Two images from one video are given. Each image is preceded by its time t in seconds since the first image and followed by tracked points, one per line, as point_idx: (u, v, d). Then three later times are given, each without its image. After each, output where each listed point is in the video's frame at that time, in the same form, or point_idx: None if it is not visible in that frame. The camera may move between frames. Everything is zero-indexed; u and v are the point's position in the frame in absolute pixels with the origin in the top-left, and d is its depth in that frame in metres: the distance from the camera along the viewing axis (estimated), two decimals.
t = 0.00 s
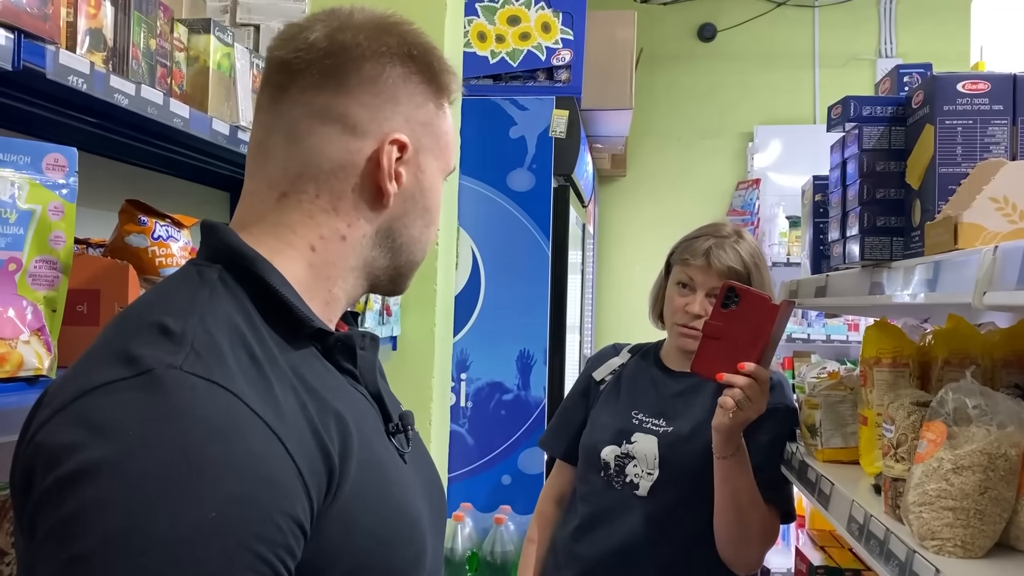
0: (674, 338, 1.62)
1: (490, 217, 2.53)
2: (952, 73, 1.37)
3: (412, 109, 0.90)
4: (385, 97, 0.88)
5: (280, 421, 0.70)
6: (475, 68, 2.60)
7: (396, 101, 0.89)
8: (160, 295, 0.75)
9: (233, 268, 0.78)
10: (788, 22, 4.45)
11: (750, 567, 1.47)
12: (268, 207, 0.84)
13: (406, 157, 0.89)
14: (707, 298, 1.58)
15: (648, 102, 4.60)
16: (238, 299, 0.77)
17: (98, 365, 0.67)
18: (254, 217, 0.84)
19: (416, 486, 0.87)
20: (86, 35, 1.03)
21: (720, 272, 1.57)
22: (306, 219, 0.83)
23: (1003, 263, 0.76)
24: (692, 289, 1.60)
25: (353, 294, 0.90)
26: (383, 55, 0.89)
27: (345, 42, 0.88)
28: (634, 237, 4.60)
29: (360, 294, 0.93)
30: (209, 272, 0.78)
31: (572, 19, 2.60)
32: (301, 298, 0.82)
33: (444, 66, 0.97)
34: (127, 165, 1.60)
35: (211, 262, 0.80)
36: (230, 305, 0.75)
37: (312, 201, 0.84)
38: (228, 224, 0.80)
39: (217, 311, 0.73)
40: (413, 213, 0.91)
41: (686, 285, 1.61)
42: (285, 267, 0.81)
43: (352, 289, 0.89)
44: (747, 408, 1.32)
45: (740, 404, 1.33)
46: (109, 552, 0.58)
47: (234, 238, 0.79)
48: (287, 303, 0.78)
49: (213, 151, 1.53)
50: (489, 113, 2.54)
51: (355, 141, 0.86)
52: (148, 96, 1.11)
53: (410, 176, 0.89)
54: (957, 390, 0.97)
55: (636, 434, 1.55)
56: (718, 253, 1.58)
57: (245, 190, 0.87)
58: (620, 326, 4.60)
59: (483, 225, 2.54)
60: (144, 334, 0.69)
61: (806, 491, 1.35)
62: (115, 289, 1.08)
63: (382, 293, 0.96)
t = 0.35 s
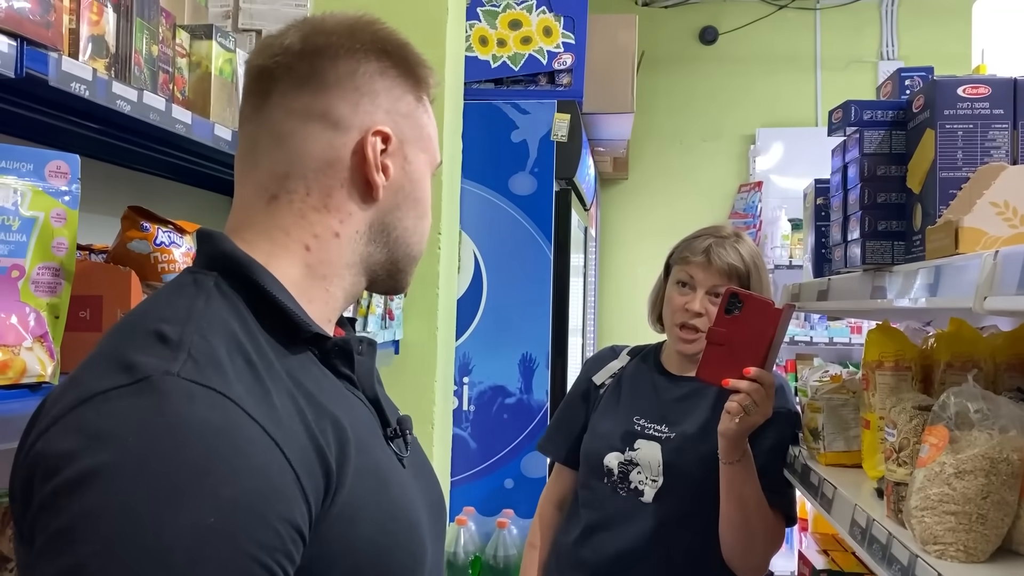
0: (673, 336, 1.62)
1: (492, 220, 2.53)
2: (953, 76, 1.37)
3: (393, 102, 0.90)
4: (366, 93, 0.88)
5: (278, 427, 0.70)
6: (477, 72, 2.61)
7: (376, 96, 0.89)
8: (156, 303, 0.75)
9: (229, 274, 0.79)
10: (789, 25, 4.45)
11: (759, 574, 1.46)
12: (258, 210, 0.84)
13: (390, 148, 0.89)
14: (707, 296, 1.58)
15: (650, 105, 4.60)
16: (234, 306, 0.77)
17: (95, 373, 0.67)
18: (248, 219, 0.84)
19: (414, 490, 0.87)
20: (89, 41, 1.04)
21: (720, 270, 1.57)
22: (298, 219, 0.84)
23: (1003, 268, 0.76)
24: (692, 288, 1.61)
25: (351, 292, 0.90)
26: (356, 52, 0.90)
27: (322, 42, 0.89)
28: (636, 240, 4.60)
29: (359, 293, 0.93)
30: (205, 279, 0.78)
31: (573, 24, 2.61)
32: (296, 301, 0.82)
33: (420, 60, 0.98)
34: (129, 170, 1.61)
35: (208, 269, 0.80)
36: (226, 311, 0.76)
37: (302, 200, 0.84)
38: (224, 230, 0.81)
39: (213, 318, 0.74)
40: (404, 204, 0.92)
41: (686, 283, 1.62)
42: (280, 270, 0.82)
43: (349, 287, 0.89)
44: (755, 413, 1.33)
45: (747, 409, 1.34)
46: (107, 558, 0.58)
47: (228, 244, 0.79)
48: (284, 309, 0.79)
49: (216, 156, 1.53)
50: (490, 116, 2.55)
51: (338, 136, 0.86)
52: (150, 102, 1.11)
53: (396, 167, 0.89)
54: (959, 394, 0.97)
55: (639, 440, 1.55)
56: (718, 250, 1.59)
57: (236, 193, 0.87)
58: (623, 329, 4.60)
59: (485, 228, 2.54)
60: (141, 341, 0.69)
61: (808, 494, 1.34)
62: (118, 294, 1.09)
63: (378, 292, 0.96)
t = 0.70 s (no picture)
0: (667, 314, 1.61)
1: (494, 225, 2.54)
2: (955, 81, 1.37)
3: (382, 106, 0.91)
4: (354, 98, 0.89)
5: (269, 435, 0.70)
6: (479, 77, 2.61)
7: (365, 101, 0.89)
8: (150, 312, 0.76)
9: (225, 284, 0.80)
10: (791, 28, 4.45)
11: None
12: (251, 218, 0.85)
13: (379, 151, 0.89)
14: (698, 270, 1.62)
15: (652, 108, 4.60)
16: (228, 314, 0.77)
17: (88, 382, 0.68)
18: (244, 227, 0.85)
19: (409, 496, 0.87)
20: (91, 50, 1.04)
21: (711, 244, 1.65)
22: (290, 226, 0.84)
23: (1003, 274, 0.76)
24: (683, 266, 1.65)
25: (346, 298, 0.90)
26: (346, 58, 0.91)
27: (310, 49, 0.90)
28: (639, 243, 4.60)
29: (356, 299, 0.93)
30: (199, 288, 0.79)
31: (574, 28, 2.61)
32: (290, 308, 0.83)
33: (408, 62, 0.98)
34: (132, 176, 1.62)
35: (203, 278, 0.81)
36: (219, 320, 0.76)
37: (292, 206, 0.84)
38: (219, 239, 0.81)
39: (205, 326, 0.74)
40: (396, 206, 0.91)
41: (677, 262, 1.66)
42: (274, 278, 0.83)
43: (343, 292, 0.89)
44: (755, 422, 1.32)
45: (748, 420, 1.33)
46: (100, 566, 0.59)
47: (225, 254, 0.80)
48: (277, 317, 0.79)
49: (219, 162, 1.54)
50: (491, 121, 2.55)
51: (325, 141, 0.86)
52: (153, 110, 1.12)
53: (387, 170, 0.89)
54: (960, 399, 0.99)
55: (640, 452, 1.54)
56: (710, 231, 1.67)
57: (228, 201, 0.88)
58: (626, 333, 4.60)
59: (486, 233, 2.54)
60: (134, 350, 0.70)
61: (810, 499, 1.34)
62: (121, 301, 1.09)
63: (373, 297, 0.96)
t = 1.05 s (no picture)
0: (643, 316, 1.63)
1: (496, 229, 2.55)
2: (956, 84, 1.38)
3: (375, 111, 0.91)
4: (346, 103, 0.89)
5: (274, 435, 0.71)
6: (481, 81, 2.62)
7: (361, 106, 0.90)
8: (152, 316, 0.76)
9: (224, 287, 0.80)
10: (793, 31, 4.46)
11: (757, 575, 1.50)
12: (245, 225, 0.85)
13: (370, 155, 0.89)
14: (681, 274, 1.66)
15: (654, 111, 4.61)
16: (229, 317, 0.78)
17: (92, 386, 0.68)
18: (240, 233, 0.86)
19: (414, 495, 0.88)
20: (96, 56, 1.05)
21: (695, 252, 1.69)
22: (284, 231, 0.85)
23: (1004, 279, 0.76)
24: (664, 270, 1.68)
25: (342, 302, 0.91)
26: (343, 63, 0.92)
27: (299, 53, 0.90)
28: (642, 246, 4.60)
29: (353, 303, 0.94)
30: (199, 292, 0.79)
31: (577, 32, 2.59)
32: (289, 311, 0.84)
33: (398, 63, 0.98)
34: (135, 181, 1.62)
35: (201, 282, 0.81)
36: (221, 322, 0.77)
37: (286, 212, 0.85)
38: (216, 243, 0.82)
39: (207, 328, 0.75)
40: (390, 208, 0.92)
41: (660, 266, 1.70)
42: (272, 283, 0.83)
43: (339, 296, 0.90)
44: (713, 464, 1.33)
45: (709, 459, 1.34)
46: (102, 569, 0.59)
47: (223, 258, 0.81)
48: (278, 318, 0.80)
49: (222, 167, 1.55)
50: (494, 125, 2.56)
51: (318, 147, 0.87)
52: (157, 115, 1.13)
53: (378, 173, 0.90)
54: (962, 403, 0.98)
55: (635, 468, 1.55)
56: (694, 239, 1.72)
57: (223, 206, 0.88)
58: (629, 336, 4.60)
59: (489, 236, 2.55)
60: (136, 354, 0.70)
61: (811, 501, 1.34)
62: (126, 306, 1.09)
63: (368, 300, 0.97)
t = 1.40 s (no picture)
0: (643, 321, 1.66)
1: (501, 231, 2.55)
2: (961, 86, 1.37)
3: (376, 110, 0.91)
4: (346, 101, 0.89)
5: (275, 440, 0.71)
6: (484, 84, 2.62)
7: (363, 107, 0.90)
8: (154, 320, 0.77)
9: (226, 291, 0.81)
10: (795, 33, 4.46)
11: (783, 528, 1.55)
12: (243, 225, 0.87)
13: (364, 151, 0.89)
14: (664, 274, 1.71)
15: (657, 114, 4.61)
16: (231, 321, 0.78)
17: (94, 392, 0.68)
18: (243, 236, 0.86)
19: (417, 499, 0.88)
20: (100, 60, 1.06)
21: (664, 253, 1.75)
22: (282, 231, 0.85)
23: (1009, 280, 0.76)
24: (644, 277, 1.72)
25: (345, 301, 0.91)
26: (346, 65, 0.92)
27: (298, 53, 0.91)
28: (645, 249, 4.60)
29: (355, 303, 0.94)
30: (201, 296, 0.80)
31: (580, 35, 2.60)
32: (292, 312, 0.84)
33: (399, 61, 0.98)
34: (141, 184, 1.63)
35: (203, 285, 0.82)
36: (222, 326, 0.77)
37: (282, 212, 0.85)
38: (219, 246, 0.83)
39: (209, 333, 0.75)
40: (389, 206, 0.91)
41: (639, 272, 1.72)
42: (272, 283, 0.84)
43: (342, 295, 0.90)
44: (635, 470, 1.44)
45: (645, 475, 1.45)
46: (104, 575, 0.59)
47: (225, 260, 0.81)
48: (279, 321, 0.80)
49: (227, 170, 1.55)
50: (498, 128, 2.57)
51: (312, 146, 0.87)
52: (161, 118, 1.13)
53: (375, 171, 0.89)
54: (966, 405, 0.98)
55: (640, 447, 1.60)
56: (659, 240, 1.79)
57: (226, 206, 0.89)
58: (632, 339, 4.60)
59: (492, 238, 2.55)
60: (138, 359, 0.71)
61: (815, 504, 1.34)
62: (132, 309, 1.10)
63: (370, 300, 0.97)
